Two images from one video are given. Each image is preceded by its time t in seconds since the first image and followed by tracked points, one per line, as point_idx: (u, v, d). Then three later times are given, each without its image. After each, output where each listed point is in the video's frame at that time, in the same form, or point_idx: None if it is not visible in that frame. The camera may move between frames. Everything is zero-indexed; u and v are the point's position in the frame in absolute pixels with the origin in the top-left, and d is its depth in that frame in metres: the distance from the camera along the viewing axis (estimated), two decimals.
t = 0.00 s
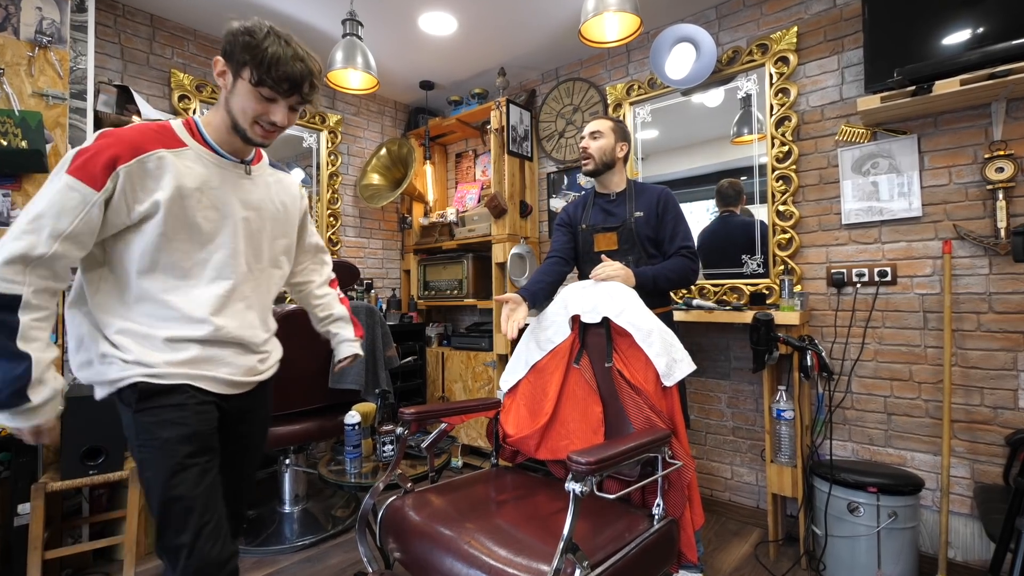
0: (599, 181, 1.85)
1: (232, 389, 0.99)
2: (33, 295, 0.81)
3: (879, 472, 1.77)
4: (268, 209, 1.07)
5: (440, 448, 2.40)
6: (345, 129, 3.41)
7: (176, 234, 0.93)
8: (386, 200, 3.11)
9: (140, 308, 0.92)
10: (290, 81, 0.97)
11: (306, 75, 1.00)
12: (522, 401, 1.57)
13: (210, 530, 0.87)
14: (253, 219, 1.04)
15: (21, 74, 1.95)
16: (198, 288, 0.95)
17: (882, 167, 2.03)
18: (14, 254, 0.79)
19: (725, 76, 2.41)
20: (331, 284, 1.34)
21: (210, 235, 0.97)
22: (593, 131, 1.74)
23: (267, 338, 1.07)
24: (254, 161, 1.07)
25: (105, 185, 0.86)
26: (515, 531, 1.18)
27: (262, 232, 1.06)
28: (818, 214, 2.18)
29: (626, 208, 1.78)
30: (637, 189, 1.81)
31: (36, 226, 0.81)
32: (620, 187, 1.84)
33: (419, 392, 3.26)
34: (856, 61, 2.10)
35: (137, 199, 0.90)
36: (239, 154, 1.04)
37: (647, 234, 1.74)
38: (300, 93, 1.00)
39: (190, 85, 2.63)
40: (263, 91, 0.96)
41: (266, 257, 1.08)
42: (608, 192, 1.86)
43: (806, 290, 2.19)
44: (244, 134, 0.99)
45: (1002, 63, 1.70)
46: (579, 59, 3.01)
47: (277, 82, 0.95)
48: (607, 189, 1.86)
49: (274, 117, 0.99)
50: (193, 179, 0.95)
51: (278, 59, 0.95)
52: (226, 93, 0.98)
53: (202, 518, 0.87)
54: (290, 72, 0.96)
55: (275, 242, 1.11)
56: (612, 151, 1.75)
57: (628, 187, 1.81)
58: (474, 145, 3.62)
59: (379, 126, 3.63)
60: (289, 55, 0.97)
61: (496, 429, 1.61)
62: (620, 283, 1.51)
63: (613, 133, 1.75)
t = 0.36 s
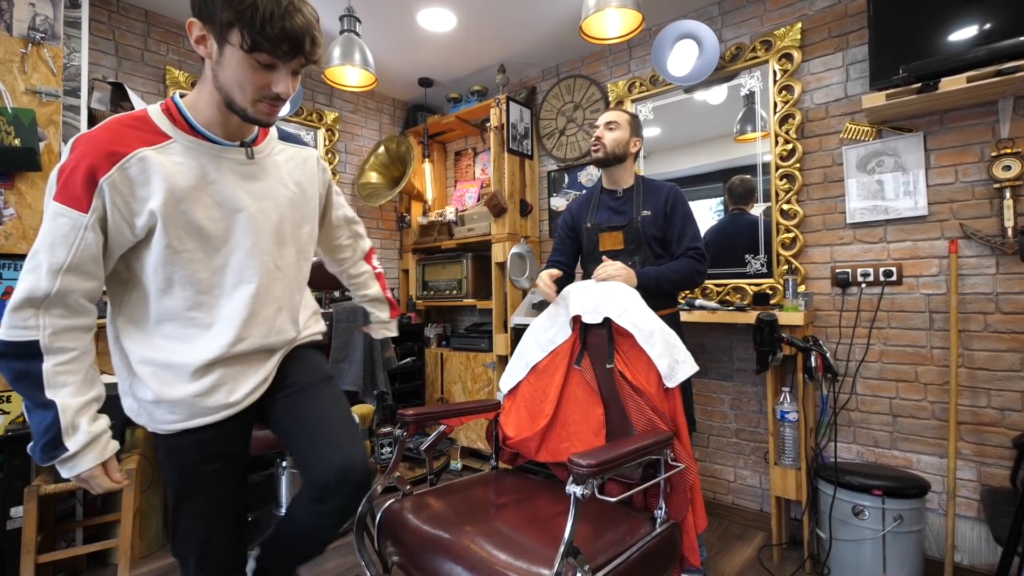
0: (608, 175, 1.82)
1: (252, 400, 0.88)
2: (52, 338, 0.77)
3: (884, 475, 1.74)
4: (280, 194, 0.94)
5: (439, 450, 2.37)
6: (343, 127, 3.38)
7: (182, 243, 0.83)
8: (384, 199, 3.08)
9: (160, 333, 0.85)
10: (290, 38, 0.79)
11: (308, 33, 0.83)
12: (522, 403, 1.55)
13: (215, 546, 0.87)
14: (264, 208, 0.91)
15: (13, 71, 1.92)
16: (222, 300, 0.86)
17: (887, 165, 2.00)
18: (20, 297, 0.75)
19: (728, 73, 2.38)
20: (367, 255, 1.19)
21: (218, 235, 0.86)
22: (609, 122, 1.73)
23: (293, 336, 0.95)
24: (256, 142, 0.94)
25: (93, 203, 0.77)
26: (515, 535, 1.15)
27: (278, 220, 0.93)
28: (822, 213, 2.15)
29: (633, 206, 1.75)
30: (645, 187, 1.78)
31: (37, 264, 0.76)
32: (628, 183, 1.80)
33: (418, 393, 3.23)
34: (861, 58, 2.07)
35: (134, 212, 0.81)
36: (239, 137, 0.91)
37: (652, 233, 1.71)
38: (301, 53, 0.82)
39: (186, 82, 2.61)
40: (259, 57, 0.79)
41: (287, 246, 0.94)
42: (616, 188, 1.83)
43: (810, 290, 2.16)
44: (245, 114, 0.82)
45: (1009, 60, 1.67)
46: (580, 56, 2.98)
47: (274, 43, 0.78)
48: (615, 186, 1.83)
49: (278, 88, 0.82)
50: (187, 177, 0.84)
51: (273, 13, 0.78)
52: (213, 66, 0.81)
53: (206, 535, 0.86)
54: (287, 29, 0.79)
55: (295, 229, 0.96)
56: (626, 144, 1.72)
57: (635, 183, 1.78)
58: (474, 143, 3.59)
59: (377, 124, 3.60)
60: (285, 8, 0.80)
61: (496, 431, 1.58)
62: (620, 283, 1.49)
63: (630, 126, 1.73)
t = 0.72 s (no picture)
0: (620, 170, 1.78)
1: (256, 408, 0.77)
2: (65, 329, 0.81)
3: (890, 478, 1.72)
4: (277, 171, 0.82)
5: (438, 453, 2.34)
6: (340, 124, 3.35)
7: (169, 230, 0.77)
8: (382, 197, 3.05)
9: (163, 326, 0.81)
10: None
11: None
12: (522, 405, 1.52)
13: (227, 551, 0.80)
14: (257, 186, 0.80)
15: (5, 67, 1.89)
16: (215, 291, 0.78)
17: (893, 163, 1.97)
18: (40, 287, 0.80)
19: (731, 70, 2.36)
20: (430, 245, 0.96)
21: (205, 220, 0.78)
22: (627, 114, 1.70)
23: (311, 335, 0.80)
24: (256, 112, 0.84)
25: (83, 192, 0.78)
26: (515, 538, 1.12)
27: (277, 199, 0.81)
28: (827, 212, 2.12)
29: (643, 204, 1.71)
30: (657, 183, 1.73)
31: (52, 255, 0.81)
32: (641, 179, 1.77)
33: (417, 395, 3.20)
34: (866, 54, 2.04)
35: (122, 199, 0.78)
36: (232, 109, 0.82)
37: (661, 232, 1.68)
38: (291, 7, 0.73)
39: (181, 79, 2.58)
40: (243, 12, 0.70)
41: (289, 228, 0.82)
42: (628, 184, 1.79)
43: (815, 290, 2.13)
44: (231, 79, 0.73)
45: (1017, 56, 1.65)
46: (582, 52, 2.95)
47: None
48: (627, 181, 1.79)
49: (266, 48, 0.73)
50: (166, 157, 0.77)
51: None
52: (191, 25, 0.72)
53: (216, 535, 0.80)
54: None
55: (303, 210, 0.84)
56: (642, 137, 1.69)
57: (647, 179, 1.74)
58: (473, 141, 3.55)
59: (375, 121, 3.56)
60: None
61: (496, 433, 1.55)
62: (621, 283, 1.46)
63: (648, 119, 1.71)
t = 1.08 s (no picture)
0: (639, 164, 1.74)
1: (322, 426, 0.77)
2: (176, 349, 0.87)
3: (896, 480, 1.69)
4: (296, 274, 0.65)
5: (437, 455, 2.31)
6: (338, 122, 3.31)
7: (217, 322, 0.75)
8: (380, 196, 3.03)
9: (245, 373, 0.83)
10: (306, 85, 0.50)
11: (332, 63, 0.53)
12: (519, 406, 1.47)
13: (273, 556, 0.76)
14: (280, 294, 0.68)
15: None
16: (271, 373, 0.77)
17: (899, 161, 1.94)
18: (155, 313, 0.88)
19: (735, 67, 2.32)
20: (534, 354, 0.72)
21: (240, 318, 0.72)
22: (652, 105, 1.68)
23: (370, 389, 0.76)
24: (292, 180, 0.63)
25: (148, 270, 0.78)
26: (515, 544, 1.09)
27: (306, 298, 0.68)
28: (832, 211, 2.09)
29: (659, 200, 1.67)
30: (676, 179, 1.68)
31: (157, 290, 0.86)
32: (659, 174, 1.72)
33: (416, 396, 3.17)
34: (871, 51, 2.02)
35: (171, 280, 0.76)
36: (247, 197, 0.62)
37: (675, 229, 1.63)
38: (322, 104, 0.52)
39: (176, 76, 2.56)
40: (259, 123, 0.49)
41: (326, 319, 0.71)
42: (645, 178, 1.75)
43: (819, 290, 2.10)
44: (247, 194, 0.55)
45: None
46: (583, 48, 2.92)
47: (278, 98, 0.48)
48: (644, 175, 1.75)
49: (289, 159, 0.52)
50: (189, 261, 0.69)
51: (266, 48, 0.48)
52: (186, 133, 0.51)
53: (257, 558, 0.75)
54: (295, 69, 0.49)
55: (339, 304, 0.69)
56: (665, 130, 1.66)
57: (666, 174, 1.70)
58: (473, 139, 3.52)
59: (373, 119, 3.52)
60: (301, 29, 0.49)
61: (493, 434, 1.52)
62: (618, 280, 1.43)
63: (671, 111, 1.68)
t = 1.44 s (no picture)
0: (655, 161, 1.68)
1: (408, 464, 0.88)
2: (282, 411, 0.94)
3: (902, 483, 1.66)
4: (378, 441, 0.71)
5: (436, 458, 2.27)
6: (335, 119, 3.27)
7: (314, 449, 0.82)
8: (378, 194, 3.00)
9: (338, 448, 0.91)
10: (332, 374, 0.50)
11: (358, 336, 0.52)
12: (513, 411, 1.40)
13: (336, 556, 0.84)
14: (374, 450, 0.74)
15: None
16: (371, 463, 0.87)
17: (905, 160, 1.91)
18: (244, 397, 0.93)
19: (739, 63, 2.29)
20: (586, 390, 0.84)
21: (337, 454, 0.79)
22: (673, 102, 1.60)
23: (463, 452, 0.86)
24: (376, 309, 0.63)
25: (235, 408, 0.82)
26: (515, 550, 1.06)
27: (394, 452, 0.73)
28: (837, 209, 2.06)
29: (674, 200, 1.64)
30: (693, 178, 1.64)
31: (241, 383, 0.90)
32: (675, 173, 1.67)
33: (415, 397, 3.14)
34: (877, 47, 1.99)
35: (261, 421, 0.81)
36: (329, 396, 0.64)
37: (690, 229, 1.61)
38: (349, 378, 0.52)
39: (170, 73, 2.53)
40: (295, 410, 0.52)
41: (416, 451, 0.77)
42: (660, 174, 1.69)
43: (824, 290, 2.06)
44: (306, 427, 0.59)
45: None
46: (584, 45, 2.89)
47: (310, 397, 0.50)
48: (660, 172, 1.69)
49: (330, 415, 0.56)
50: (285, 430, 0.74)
51: (290, 364, 0.48)
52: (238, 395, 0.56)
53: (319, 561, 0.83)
54: (321, 370, 0.49)
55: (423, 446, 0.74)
56: (685, 129, 1.60)
57: (682, 172, 1.65)
58: (472, 136, 3.49)
59: (371, 115, 3.48)
60: (325, 325, 0.48)
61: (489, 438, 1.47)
62: (615, 277, 1.36)
63: (692, 110, 1.61)
